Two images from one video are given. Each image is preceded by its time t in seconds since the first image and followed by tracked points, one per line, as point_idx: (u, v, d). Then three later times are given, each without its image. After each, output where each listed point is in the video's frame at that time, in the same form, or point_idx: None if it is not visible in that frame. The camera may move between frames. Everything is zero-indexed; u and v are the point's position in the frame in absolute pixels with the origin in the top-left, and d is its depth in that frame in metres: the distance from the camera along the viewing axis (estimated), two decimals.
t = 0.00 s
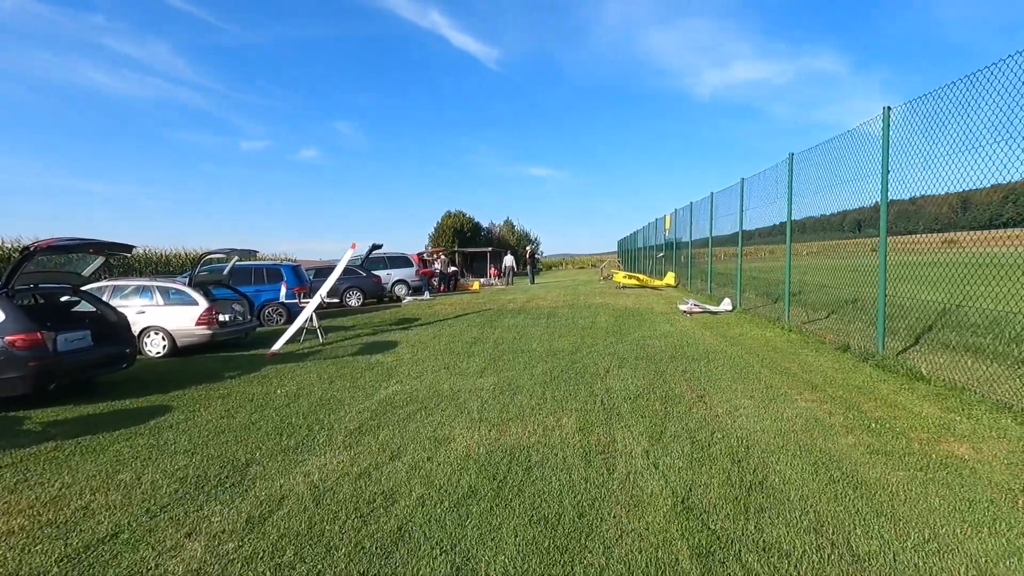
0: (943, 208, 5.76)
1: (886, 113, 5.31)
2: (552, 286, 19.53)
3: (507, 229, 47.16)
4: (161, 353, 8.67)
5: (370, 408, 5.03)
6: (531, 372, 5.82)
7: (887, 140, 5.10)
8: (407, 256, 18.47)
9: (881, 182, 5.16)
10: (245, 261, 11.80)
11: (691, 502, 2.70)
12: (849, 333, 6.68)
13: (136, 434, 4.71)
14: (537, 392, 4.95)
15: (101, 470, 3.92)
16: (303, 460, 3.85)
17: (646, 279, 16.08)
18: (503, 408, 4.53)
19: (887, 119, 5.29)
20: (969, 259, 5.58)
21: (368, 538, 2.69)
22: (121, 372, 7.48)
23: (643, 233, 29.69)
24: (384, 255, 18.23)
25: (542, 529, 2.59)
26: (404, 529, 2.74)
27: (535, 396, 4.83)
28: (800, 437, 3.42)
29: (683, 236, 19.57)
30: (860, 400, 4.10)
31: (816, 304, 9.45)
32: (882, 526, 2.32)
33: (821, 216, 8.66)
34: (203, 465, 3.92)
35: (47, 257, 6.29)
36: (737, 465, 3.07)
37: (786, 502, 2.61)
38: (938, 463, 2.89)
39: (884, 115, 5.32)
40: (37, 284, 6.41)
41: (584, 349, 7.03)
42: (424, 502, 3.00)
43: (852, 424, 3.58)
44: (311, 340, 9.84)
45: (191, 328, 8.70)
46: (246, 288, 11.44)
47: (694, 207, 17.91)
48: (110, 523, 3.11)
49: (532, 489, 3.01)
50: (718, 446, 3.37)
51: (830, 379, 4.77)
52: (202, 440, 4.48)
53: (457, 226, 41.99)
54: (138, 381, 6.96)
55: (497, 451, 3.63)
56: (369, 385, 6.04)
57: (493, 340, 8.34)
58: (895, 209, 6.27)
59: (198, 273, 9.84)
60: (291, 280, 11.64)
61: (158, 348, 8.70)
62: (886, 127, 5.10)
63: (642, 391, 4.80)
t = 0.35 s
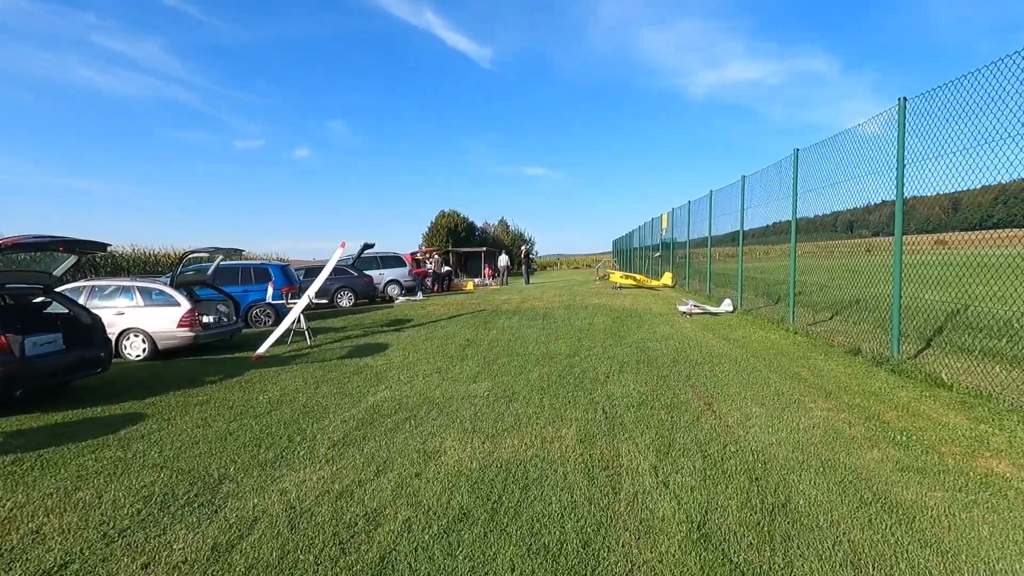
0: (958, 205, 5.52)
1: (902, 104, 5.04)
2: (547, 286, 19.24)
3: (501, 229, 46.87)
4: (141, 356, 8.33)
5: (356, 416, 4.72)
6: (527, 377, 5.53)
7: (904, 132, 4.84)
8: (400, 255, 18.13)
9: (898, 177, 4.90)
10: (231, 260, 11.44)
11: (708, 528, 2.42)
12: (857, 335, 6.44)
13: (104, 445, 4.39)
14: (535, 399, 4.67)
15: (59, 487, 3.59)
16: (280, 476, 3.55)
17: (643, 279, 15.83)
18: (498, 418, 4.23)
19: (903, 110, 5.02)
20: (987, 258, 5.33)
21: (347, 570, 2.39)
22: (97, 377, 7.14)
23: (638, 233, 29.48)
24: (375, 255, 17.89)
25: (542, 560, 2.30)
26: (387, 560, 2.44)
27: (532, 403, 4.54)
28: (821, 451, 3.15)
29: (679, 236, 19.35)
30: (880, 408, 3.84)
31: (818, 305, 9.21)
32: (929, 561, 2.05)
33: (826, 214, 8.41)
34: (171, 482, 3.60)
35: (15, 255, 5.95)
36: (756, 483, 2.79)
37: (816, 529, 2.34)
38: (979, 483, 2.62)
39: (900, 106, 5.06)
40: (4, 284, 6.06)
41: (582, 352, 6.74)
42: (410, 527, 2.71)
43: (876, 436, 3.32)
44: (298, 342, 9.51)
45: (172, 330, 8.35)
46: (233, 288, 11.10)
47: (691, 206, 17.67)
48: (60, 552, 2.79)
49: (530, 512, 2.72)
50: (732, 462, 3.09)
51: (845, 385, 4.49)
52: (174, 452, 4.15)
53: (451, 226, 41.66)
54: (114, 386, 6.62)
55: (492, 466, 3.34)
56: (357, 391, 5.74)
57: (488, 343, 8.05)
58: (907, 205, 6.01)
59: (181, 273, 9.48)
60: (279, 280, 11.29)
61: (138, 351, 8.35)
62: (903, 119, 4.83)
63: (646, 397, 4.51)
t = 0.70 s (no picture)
0: (978, 204, 5.28)
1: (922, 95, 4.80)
2: (543, 288, 18.98)
3: (496, 230, 46.62)
4: (121, 361, 8.00)
5: (343, 428, 4.44)
6: (525, 384, 5.26)
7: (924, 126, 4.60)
8: (394, 256, 17.82)
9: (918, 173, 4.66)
10: (218, 261, 11.09)
11: (734, 563, 2.16)
12: (867, 339, 6.20)
13: (71, 460, 4.07)
14: (534, 409, 4.40)
15: (15, 510, 3.28)
16: (259, 497, 3.25)
17: (640, 280, 15.61)
18: (495, 430, 3.96)
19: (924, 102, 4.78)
20: (1007, 259, 5.10)
21: None
22: (74, 383, 6.81)
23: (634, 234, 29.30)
24: (369, 255, 17.58)
25: None
26: None
27: (532, 414, 4.27)
28: (849, 471, 2.89)
29: (675, 237, 19.15)
30: (904, 420, 3.59)
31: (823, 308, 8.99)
32: None
33: (831, 214, 8.18)
34: (140, 503, 3.30)
35: None
36: (782, 508, 2.53)
37: (857, 565, 2.08)
38: None
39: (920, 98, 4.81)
40: None
41: (582, 358, 6.47)
42: (400, 560, 2.43)
43: (908, 452, 3.06)
44: (287, 345, 9.19)
45: (154, 334, 8.02)
46: (221, 289, 10.77)
47: (689, 206, 17.47)
48: None
49: (534, 541, 2.45)
50: (753, 483, 2.83)
51: (863, 394, 4.24)
52: (146, 468, 3.85)
53: (445, 226, 41.35)
54: (91, 394, 6.31)
55: (489, 487, 3.06)
56: (345, 400, 5.44)
57: (484, 347, 7.77)
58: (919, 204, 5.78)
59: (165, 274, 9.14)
60: (268, 282, 10.97)
61: (119, 356, 8.03)
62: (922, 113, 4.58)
63: (652, 407, 4.24)
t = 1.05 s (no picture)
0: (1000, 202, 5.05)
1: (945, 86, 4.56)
2: (539, 288, 18.69)
3: (491, 230, 46.33)
4: (101, 366, 7.66)
5: (332, 440, 4.14)
6: (526, 392, 4.98)
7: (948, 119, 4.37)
8: (386, 257, 17.48)
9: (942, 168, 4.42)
10: (205, 261, 10.74)
11: None
12: (881, 343, 5.97)
13: (35, 478, 3.75)
14: (537, 419, 4.12)
15: None
16: (237, 521, 2.95)
17: (637, 280, 15.37)
18: (495, 444, 3.67)
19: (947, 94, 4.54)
20: None
21: None
22: (50, 390, 6.47)
23: (629, 234, 29.09)
24: (361, 256, 17.24)
25: None
26: None
27: (534, 425, 3.99)
28: (889, 492, 2.63)
29: (672, 237, 18.93)
30: (938, 432, 3.34)
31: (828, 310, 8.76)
32: None
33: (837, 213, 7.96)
34: (105, 528, 2.99)
35: None
36: (823, 539, 2.27)
37: None
38: None
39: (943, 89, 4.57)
40: None
41: (584, 362, 6.19)
42: None
43: (950, 471, 2.81)
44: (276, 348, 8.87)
45: (136, 338, 7.68)
46: (208, 290, 10.43)
47: (687, 206, 17.25)
48: None
49: None
50: (784, 507, 2.56)
51: (887, 403, 3.98)
52: (116, 486, 3.54)
53: (440, 227, 41.03)
54: (66, 402, 5.97)
55: (491, 510, 2.78)
56: (335, 408, 5.14)
57: (481, 351, 7.48)
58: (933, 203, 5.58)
59: (148, 275, 8.79)
60: (257, 283, 10.64)
61: (99, 361, 7.68)
62: (945, 104, 4.34)
63: (663, 417, 3.97)
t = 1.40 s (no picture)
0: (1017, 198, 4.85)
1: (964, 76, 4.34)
2: (531, 288, 18.44)
3: (482, 229, 45.99)
4: (74, 370, 7.29)
5: (316, 452, 3.84)
6: (523, 397, 4.71)
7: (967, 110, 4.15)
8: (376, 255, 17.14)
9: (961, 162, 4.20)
10: (186, 260, 10.36)
11: None
12: (890, 345, 5.77)
13: None
14: (536, 429, 3.85)
15: None
16: (206, 548, 2.65)
17: (631, 279, 15.15)
18: (492, 457, 3.40)
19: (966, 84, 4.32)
20: None
21: None
22: (17, 396, 6.11)
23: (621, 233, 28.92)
24: (350, 254, 16.88)
25: None
26: None
27: (533, 435, 3.72)
28: (929, 514, 2.39)
29: (665, 236, 18.76)
30: (968, 443, 3.11)
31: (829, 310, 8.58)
32: None
33: (840, 210, 7.77)
34: (57, 557, 2.68)
35: None
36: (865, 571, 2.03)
37: None
38: None
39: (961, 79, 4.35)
40: None
41: (582, 365, 5.94)
42: None
43: (990, 488, 2.58)
44: (261, 350, 8.53)
45: (111, 340, 7.32)
46: (190, 290, 10.06)
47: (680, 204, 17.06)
48: None
49: None
50: (815, 531, 2.31)
51: (907, 410, 3.76)
52: (74, 507, 3.22)
53: (430, 225, 40.64)
54: (33, 409, 5.62)
55: (490, 535, 2.50)
56: (320, 416, 4.83)
57: (474, 353, 7.20)
58: (943, 199, 5.39)
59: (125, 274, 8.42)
60: (240, 282, 10.28)
61: (71, 364, 7.31)
62: (965, 94, 4.13)
63: (671, 426, 3.72)
